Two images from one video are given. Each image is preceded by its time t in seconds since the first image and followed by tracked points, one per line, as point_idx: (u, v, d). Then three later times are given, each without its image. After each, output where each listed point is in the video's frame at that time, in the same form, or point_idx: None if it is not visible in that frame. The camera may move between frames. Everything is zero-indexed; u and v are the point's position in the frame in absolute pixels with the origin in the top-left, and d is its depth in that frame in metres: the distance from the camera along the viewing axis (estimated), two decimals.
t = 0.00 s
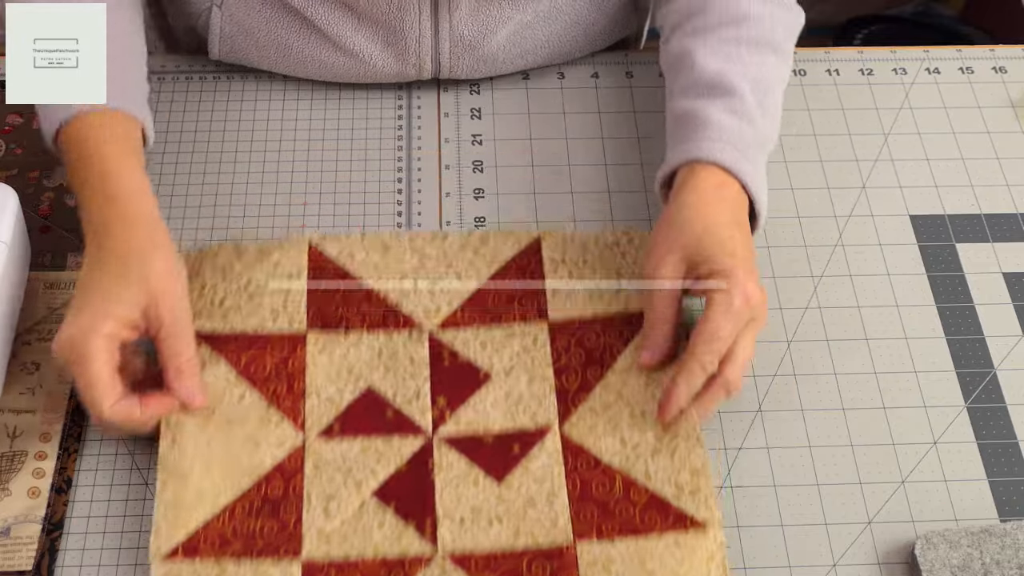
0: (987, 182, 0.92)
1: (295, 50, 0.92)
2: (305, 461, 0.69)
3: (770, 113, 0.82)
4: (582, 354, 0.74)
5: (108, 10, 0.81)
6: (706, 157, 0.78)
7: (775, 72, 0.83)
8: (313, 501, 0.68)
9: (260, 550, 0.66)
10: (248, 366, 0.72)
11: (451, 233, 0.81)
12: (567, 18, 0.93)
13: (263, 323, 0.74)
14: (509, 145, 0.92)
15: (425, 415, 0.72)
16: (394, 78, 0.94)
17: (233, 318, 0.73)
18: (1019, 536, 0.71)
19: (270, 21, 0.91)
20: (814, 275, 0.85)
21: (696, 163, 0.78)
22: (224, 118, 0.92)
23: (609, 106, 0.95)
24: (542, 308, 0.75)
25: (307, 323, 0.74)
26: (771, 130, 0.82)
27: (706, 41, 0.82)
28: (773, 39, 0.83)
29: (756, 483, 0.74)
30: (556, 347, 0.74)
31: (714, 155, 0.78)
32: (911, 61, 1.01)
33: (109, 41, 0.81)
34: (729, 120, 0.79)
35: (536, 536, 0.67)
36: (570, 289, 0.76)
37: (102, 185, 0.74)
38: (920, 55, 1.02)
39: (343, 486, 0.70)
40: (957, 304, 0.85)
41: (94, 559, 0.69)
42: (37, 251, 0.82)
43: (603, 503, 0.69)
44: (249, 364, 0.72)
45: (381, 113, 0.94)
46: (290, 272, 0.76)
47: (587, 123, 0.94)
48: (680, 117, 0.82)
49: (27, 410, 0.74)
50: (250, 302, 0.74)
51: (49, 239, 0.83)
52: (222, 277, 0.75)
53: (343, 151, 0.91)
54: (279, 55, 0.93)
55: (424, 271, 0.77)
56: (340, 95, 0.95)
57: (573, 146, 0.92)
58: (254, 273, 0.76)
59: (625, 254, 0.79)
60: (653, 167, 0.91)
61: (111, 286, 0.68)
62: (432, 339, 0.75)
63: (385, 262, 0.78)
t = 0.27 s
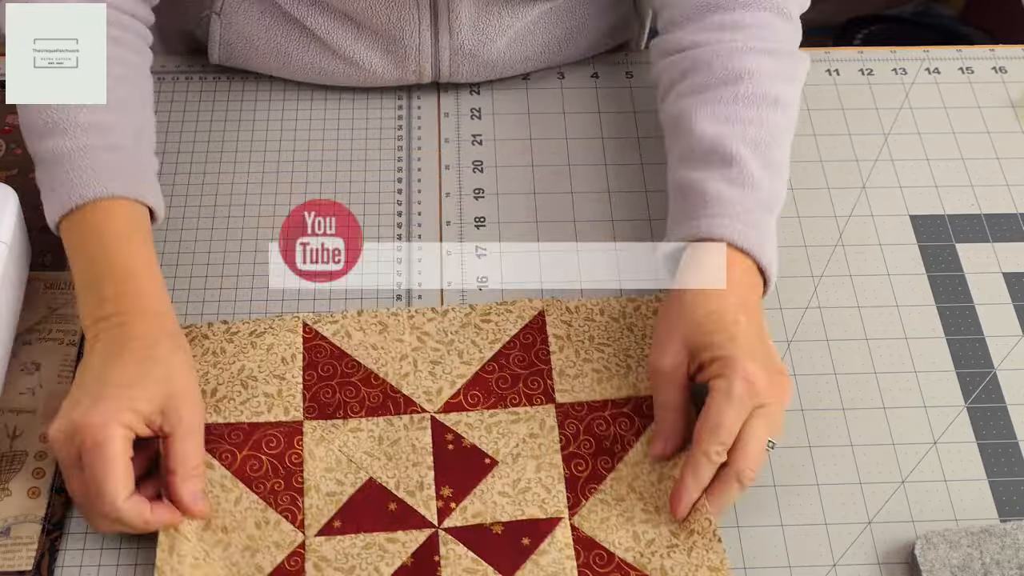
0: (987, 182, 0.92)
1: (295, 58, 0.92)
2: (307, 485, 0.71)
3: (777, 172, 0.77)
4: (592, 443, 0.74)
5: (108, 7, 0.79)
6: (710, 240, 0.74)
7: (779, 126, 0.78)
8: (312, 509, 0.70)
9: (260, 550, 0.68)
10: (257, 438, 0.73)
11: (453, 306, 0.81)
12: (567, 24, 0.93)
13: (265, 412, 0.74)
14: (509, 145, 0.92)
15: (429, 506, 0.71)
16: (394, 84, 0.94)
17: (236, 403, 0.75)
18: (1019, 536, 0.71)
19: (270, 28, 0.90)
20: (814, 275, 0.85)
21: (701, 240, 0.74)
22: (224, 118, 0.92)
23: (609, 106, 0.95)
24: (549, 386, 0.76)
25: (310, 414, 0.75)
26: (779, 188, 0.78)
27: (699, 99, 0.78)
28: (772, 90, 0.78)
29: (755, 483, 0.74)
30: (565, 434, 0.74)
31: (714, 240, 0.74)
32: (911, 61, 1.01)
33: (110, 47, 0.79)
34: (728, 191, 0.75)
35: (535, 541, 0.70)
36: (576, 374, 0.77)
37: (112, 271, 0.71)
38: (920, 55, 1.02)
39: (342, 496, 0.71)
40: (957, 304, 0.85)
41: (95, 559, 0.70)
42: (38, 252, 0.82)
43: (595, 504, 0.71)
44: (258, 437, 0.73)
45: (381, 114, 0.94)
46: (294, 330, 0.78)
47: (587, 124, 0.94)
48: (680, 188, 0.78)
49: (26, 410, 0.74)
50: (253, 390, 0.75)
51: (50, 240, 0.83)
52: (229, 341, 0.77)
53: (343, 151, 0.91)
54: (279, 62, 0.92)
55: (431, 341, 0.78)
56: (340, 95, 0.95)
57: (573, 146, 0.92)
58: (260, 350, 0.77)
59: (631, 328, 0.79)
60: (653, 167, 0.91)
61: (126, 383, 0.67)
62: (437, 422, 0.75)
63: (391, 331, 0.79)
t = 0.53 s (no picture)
0: (987, 182, 0.92)
1: (295, 58, 0.91)
2: (309, 486, 0.71)
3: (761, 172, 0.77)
4: (596, 445, 0.74)
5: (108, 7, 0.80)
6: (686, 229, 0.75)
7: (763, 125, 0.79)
8: (313, 509, 0.70)
9: (262, 549, 0.69)
10: (260, 440, 0.73)
11: (456, 307, 0.81)
12: (565, 24, 0.93)
13: (269, 412, 0.74)
14: (509, 145, 0.92)
15: (431, 507, 0.71)
16: (395, 85, 0.94)
17: (240, 404, 0.75)
18: (1019, 535, 0.71)
19: (269, 29, 0.90)
20: (814, 275, 0.85)
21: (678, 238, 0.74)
22: (224, 118, 0.92)
23: (609, 106, 0.95)
24: (552, 388, 0.76)
25: (313, 415, 0.75)
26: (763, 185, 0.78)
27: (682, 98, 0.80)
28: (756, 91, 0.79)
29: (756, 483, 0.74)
30: (569, 436, 0.74)
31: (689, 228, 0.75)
32: (911, 61, 1.01)
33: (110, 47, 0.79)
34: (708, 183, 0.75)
35: (536, 541, 0.70)
36: (581, 376, 0.77)
37: (112, 272, 0.68)
38: (920, 55, 1.02)
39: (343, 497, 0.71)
40: (957, 304, 0.85)
41: (95, 559, 0.70)
42: (38, 252, 0.82)
43: (596, 506, 0.71)
44: (262, 439, 0.73)
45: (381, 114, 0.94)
46: (299, 332, 0.78)
47: (588, 124, 0.94)
48: (661, 188, 0.79)
49: (26, 410, 0.74)
50: (256, 392, 0.75)
51: (50, 240, 0.83)
52: (234, 342, 0.78)
53: (343, 151, 0.91)
54: (279, 63, 0.92)
55: (434, 341, 0.79)
56: (340, 95, 0.95)
57: (573, 146, 0.92)
58: (264, 350, 0.77)
59: (635, 329, 0.80)
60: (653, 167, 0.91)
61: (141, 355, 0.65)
62: (439, 423, 0.75)
63: (394, 332, 0.79)
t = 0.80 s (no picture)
0: (987, 182, 0.92)
1: (294, 52, 0.91)
2: (309, 486, 0.71)
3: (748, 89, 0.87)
4: (595, 444, 0.74)
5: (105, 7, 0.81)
6: (673, 74, 0.86)
7: (754, 31, 0.87)
8: (313, 509, 0.71)
9: (262, 549, 0.69)
10: (260, 440, 0.73)
11: (457, 307, 0.81)
12: (566, 20, 0.92)
13: (269, 412, 0.74)
14: (509, 145, 0.92)
15: (431, 507, 0.71)
16: (394, 79, 0.94)
17: (240, 404, 0.75)
18: (1019, 536, 0.71)
19: (266, 22, 0.89)
20: (814, 275, 0.85)
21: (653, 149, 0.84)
22: (224, 118, 0.92)
23: (609, 106, 0.95)
24: (552, 388, 0.76)
25: (313, 414, 0.75)
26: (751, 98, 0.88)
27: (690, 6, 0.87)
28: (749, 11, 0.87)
29: (756, 483, 0.74)
30: (569, 436, 0.74)
31: (679, 76, 0.86)
32: (911, 61, 1.01)
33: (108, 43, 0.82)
34: (693, 65, 0.86)
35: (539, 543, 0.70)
36: (580, 376, 0.77)
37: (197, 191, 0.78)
38: (920, 55, 1.02)
39: (343, 497, 0.71)
40: (957, 304, 0.85)
41: (95, 559, 0.69)
42: (37, 252, 0.82)
43: (596, 507, 0.71)
44: (262, 439, 0.73)
45: (382, 115, 0.93)
46: (298, 331, 0.79)
47: (588, 124, 0.94)
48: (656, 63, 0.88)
49: (27, 411, 0.74)
50: (256, 392, 0.75)
51: (49, 240, 0.82)
52: (234, 342, 0.78)
53: (343, 151, 0.91)
54: (278, 57, 0.92)
55: (434, 342, 0.79)
56: (340, 95, 0.95)
57: (573, 146, 0.92)
58: (265, 350, 0.77)
59: (635, 328, 0.80)
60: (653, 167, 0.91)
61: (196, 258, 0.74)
62: (439, 423, 0.75)
63: (394, 332, 0.79)
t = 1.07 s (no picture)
0: (987, 182, 0.92)
1: (294, 39, 0.90)
2: (308, 485, 0.71)
3: (688, 69, 0.91)
4: (595, 445, 0.74)
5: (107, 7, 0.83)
6: (590, 67, 0.89)
7: (700, 19, 0.90)
8: (312, 509, 0.71)
9: (261, 549, 0.69)
10: (259, 439, 0.73)
11: (457, 308, 0.81)
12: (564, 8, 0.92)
13: (269, 412, 0.74)
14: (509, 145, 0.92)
15: (430, 507, 0.71)
16: (394, 69, 0.93)
17: (241, 404, 0.75)
18: (1019, 535, 0.71)
19: (268, 7, 0.89)
20: (814, 275, 0.85)
21: (569, 133, 0.88)
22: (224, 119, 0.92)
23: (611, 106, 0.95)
24: (552, 388, 0.76)
25: (313, 414, 0.75)
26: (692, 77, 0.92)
27: None
28: None
29: (756, 483, 0.74)
30: (568, 436, 0.74)
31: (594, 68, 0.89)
32: (911, 61, 1.01)
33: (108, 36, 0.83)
34: (627, 56, 0.89)
35: (535, 543, 0.70)
36: (580, 377, 0.77)
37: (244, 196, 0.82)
38: (920, 55, 1.02)
39: (342, 496, 0.71)
40: (957, 304, 0.85)
41: (94, 559, 0.69)
42: (37, 252, 0.82)
43: (595, 507, 0.71)
44: (261, 438, 0.73)
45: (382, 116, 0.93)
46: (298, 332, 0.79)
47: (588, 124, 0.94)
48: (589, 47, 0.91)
49: (27, 411, 0.74)
50: (256, 393, 0.75)
51: (49, 241, 0.82)
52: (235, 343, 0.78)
53: (343, 151, 0.90)
54: (277, 44, 0.91)
55: (434, 343, 0.79)
56: (340, 94, 0.95)
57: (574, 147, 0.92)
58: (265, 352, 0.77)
59: (636, 331, 0.80)
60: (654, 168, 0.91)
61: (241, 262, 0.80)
62: (439, 423, 0.75)
63: (394, 333, 0.79)
